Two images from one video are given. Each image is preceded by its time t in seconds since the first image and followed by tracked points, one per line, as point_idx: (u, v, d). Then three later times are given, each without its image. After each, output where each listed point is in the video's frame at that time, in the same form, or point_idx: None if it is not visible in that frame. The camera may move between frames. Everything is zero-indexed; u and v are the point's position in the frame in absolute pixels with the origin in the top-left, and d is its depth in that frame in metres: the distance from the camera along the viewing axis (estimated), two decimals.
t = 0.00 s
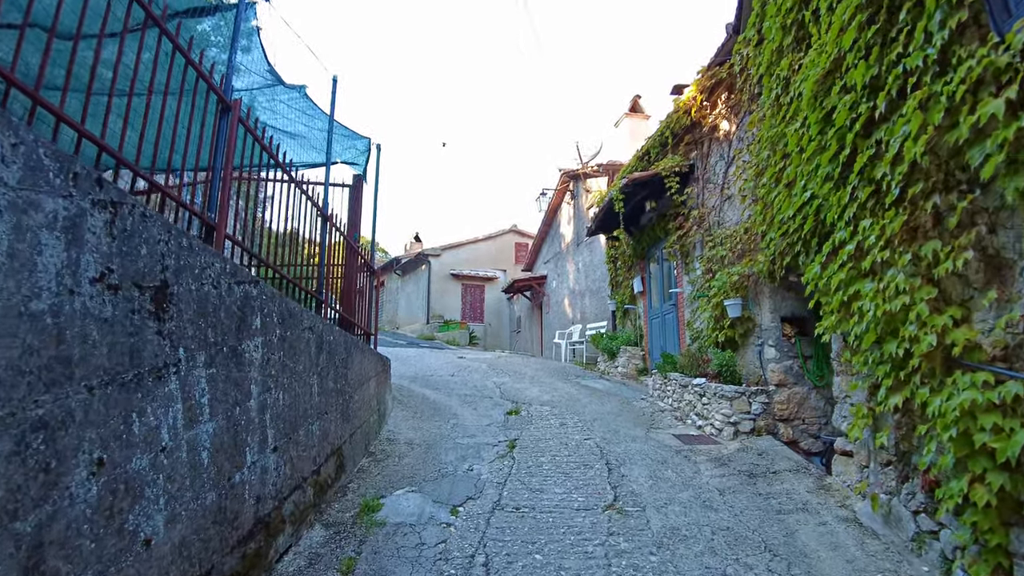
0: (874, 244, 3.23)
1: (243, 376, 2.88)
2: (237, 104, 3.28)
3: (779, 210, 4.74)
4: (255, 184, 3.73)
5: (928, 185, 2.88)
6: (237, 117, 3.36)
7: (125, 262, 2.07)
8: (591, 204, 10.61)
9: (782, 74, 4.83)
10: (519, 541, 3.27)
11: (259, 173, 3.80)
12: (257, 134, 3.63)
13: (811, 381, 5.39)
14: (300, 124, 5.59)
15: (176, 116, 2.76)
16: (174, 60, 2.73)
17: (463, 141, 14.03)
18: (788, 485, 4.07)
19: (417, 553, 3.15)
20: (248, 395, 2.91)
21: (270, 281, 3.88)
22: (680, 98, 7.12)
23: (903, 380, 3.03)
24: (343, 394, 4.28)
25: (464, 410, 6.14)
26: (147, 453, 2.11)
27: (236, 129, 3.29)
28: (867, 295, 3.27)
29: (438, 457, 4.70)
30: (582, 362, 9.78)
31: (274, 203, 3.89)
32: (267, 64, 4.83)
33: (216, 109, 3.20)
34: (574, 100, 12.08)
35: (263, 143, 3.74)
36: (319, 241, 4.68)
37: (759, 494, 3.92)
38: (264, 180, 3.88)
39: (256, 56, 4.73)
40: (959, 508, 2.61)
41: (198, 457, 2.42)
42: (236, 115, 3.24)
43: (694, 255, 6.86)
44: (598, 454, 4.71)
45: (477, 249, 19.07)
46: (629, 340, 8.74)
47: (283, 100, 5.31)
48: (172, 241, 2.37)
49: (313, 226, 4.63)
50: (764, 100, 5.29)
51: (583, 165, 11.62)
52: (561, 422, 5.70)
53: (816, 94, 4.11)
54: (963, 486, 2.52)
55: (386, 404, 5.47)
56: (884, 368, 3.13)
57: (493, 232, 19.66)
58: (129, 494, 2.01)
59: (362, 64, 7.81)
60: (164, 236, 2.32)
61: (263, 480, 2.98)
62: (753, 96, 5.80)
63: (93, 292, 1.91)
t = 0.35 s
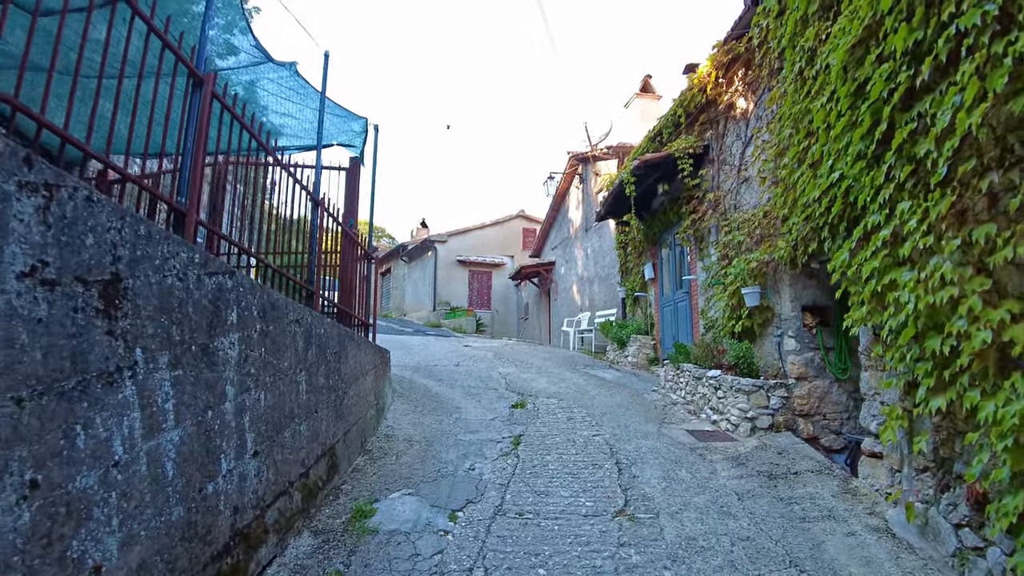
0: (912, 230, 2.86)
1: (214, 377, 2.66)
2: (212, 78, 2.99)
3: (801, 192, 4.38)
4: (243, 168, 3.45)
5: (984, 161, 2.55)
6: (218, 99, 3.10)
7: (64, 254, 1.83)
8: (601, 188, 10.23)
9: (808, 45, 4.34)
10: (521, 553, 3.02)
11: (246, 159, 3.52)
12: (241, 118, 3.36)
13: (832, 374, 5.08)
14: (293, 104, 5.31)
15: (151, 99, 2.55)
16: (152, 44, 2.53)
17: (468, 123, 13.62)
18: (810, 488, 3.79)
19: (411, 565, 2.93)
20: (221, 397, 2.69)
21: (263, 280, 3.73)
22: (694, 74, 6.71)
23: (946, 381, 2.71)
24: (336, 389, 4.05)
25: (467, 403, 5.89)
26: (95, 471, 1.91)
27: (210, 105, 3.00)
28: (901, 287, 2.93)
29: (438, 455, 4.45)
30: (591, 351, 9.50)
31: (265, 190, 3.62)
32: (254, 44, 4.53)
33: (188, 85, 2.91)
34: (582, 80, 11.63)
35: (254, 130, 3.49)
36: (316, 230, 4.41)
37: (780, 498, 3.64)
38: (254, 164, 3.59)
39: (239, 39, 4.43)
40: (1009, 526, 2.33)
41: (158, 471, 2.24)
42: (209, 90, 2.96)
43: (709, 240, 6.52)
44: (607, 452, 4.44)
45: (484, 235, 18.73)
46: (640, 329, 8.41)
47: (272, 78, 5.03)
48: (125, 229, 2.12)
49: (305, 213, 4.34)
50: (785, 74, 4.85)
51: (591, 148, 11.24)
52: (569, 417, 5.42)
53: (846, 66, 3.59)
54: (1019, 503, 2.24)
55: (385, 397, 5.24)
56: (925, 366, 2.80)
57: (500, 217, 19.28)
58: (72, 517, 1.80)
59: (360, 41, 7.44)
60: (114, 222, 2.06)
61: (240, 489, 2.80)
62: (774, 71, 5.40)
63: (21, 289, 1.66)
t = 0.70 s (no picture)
0: (942, 218, 2.59)
1: (168, 384, 2.42)
2: (167, 55, 2.67)
3: (812, 179, 4.09)
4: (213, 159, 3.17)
5: None
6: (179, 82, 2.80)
7: None
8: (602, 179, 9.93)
9: (819, 20, 4.00)
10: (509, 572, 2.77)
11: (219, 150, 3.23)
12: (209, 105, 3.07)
13: (845, 373, 4.79)
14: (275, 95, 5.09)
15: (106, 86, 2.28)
16: (108, 30, 2.26)
17: (466, 114, 13.30)
18: (823, 497, 3.52)
19: None
20: (176, 406, 2.45)
21: (253, 283, 3.54)
22: (699, 58, 6.38)
23: (982, 386, 2.43)
24: (317, 392, 3.81)
25: (461, 402, 5.64)
26: (14, 494, 1.69)
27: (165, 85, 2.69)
28: (928, 280, 2.66)
29: (427, 460, 4.20)
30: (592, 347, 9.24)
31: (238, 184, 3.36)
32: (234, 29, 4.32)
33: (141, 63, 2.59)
34: (583, 68, 11.28)
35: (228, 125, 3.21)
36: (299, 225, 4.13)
37: (791, 509, 3.38)
38: (224, 155, 3.30)
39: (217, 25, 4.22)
40: None
41: (95, 489, 2.00)
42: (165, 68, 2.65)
43: (714, 233, 6.22)
44: (606, 457, 4.18)
45: (485, 228, 18.44)
46: (643, 324, 8.12)
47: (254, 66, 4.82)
48: (53, 219, 1.87)
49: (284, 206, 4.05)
50: (795, 54, 4.52)
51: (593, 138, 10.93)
52: (567, 418, 5.15)
53: (863, 40, 3.27)
54: None
55: (375, 398, 4.99)
56: (955, 369, 2.52)
57: (501, 210, 18.97)
58: None
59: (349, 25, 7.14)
60: (38, 213, 1.82)
61: (200, 505, 2.58)
62: (783, 51, 5.08)
63: None
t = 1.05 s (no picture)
0: (973, 223, 2.34)
1: (109, 412, 2.17)
2: (113, 47, 2.45)
3: (821, 180, 3.84)
4: (173, 162, 2.93)
5: None
6: (129, 80, 2.56)
7: None
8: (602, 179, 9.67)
9: (829, 11, 3.74)
10: None
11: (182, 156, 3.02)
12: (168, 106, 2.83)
13: (854, 386, 4.55)
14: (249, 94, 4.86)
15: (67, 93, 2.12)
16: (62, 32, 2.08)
17: (462, 113, 13.03)
18: (835, 523, 3.26)
19: None
20: (120, 435, 2.21)
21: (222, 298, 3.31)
22: (700, 55, 6.12)
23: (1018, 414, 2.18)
24: (291, 409, 3.58)
25: (452, 414, 5.38)
26: None
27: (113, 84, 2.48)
28: (955, 293, 2.41)
29: (411, 480, 3.95)
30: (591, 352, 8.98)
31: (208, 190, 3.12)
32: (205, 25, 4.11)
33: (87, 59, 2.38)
34: (582, 65, 11.02)
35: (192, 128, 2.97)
36: (276, 231, 3.87)
37: (801, 537, 3.12)
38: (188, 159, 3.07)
39: (185, 22, 4.01)
40: None
41: (14, 537, 1.76)
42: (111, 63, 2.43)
43: (717, 236, 5.95)
44: (602, 477, 3.93)
45: (484, 230, 18.18)
46: (643, 329, 7.84)
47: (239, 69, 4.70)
48: None
49: (257, 211, 3.79)
50: (802, 48, 4.26)
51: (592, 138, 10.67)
52: (562, 431, 4.88)
53: (879, 30, 3.04)
54: None
55: (359, 411, 4.75)
56: (986, 395, 2.27)
57: (500, 210, 18.70)
58: None
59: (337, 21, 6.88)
60: None
61: (151, 542, 2.34)
62: (789, 47, 4.83)
63: None
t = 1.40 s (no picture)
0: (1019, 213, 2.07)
1: (46, 426, 1.93)
2: (59, 24, 2.22)
3: (834, 171, 3.59)
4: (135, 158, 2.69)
5: None
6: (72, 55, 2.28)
7: None
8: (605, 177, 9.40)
9: None
10: None
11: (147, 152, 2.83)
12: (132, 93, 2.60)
13: (870, 392, 4.27)
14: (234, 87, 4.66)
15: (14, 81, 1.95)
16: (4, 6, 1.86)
17: (461, 111, 12.79)
18: (855, 543, 2.99)
19: None
20: (59, 450, 1.97)
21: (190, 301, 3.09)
22: (705, 44, 5.86)
23: None
24: (267, 418, 3.34)
25: (446, 420, 5.13)
26: None
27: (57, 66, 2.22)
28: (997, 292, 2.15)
29: (398, 493, 3.70)
30: (594, 354, 8.71)
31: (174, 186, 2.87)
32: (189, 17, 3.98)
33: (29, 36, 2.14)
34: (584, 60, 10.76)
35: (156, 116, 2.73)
36: (254, 227, 3.61)
37: (817, 559, 2.86)
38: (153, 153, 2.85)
39: (166, 10, 3.85)
40: None
41: None
42: (57, 40, 2.19)
43: (724, 233, 5.68)
44: (602, 490, 3.67)
45: (486, 230, 17.93)
46: (647, 331, 7.56)
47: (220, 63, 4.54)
48: None
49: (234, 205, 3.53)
50: (814, 32, 3.99)
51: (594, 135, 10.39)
52: (561, 439, 4.61)
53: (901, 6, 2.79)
54: None
55: (347, 417, 4.51)
56: None
57: (503, 210, 18.44)
58: None
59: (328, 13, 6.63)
60: None
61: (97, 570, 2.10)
62: (801, 32, 4.55)
63: None
